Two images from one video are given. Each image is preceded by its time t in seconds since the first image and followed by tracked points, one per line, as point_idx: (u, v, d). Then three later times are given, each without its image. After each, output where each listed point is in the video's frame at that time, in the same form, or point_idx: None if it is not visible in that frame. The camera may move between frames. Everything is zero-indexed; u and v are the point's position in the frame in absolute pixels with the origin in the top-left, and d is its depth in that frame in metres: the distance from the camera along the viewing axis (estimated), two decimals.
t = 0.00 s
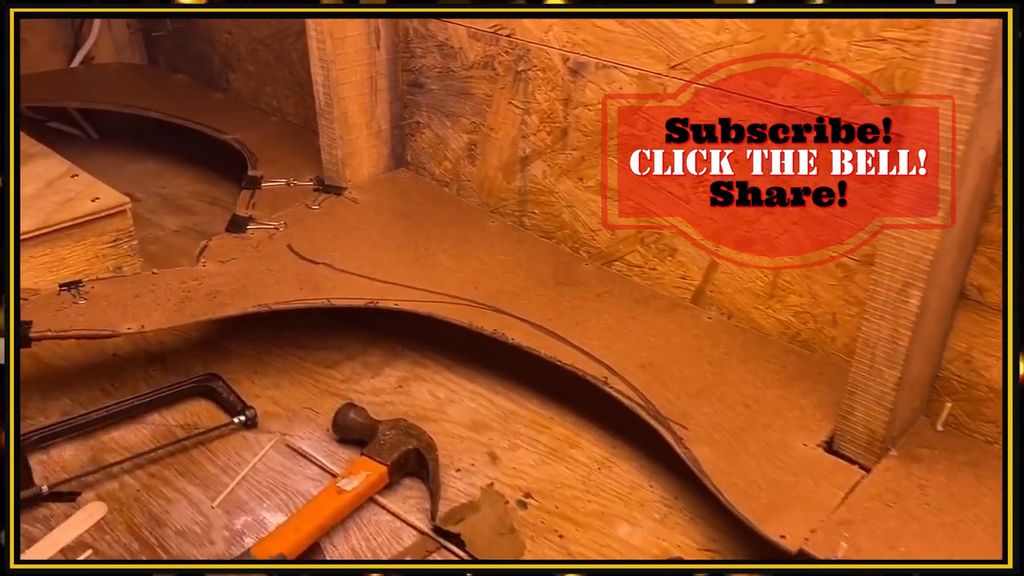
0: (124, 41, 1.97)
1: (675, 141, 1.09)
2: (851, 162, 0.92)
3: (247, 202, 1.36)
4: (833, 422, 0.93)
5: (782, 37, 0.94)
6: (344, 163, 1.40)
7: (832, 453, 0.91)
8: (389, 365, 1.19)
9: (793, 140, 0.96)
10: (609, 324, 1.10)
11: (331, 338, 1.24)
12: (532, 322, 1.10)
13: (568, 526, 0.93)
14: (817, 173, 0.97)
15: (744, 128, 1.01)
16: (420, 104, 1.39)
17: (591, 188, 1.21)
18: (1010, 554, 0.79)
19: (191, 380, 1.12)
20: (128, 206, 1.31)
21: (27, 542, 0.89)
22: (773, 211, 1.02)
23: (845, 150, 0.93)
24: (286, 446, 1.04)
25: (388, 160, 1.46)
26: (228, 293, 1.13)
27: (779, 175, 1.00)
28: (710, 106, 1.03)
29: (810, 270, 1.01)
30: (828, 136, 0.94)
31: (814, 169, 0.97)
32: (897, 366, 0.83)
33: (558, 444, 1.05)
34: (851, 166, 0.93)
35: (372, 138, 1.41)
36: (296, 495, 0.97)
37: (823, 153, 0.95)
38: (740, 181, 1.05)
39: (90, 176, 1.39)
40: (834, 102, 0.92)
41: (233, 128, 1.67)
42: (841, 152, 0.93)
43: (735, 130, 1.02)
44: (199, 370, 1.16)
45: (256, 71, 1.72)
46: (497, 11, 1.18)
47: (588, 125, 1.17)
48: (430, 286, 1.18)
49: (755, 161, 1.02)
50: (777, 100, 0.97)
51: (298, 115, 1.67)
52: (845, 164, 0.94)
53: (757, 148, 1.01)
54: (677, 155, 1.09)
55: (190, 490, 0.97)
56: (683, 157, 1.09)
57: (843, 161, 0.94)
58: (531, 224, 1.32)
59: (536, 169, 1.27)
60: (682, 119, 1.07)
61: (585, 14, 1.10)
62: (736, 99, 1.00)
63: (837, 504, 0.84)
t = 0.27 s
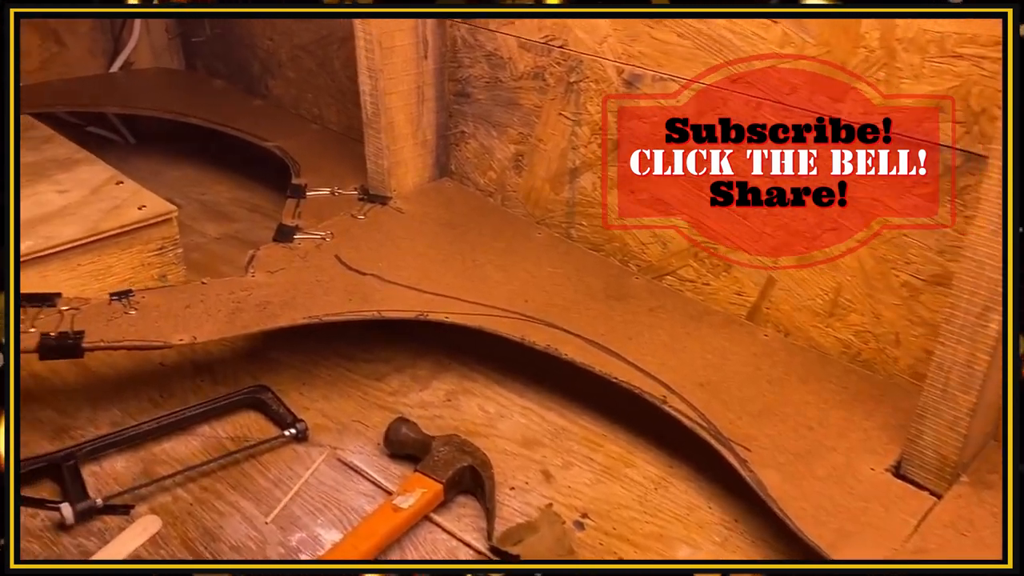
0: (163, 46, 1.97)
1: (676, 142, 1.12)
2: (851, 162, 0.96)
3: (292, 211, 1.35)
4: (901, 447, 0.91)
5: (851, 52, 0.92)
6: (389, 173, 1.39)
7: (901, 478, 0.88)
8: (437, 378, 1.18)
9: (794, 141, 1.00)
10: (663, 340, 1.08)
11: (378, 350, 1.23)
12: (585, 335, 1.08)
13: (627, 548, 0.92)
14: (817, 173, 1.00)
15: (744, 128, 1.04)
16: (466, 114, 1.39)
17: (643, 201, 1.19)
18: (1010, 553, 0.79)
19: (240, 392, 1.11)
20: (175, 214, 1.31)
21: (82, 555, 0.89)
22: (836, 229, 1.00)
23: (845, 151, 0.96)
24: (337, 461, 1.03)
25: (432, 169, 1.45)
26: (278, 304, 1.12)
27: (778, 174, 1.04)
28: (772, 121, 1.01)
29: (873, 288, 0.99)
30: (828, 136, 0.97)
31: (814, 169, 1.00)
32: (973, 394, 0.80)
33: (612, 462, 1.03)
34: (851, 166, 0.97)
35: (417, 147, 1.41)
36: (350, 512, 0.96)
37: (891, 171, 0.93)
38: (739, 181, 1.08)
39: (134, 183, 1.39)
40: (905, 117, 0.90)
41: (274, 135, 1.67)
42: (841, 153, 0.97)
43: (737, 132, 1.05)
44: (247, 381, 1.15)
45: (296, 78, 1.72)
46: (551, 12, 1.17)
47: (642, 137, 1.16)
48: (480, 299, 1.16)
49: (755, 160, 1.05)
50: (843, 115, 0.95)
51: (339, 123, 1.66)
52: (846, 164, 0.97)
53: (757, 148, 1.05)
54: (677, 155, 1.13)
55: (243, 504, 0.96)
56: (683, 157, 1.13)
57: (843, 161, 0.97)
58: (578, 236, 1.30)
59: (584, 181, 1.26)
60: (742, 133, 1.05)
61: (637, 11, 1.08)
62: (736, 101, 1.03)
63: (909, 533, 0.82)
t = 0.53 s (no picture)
0: (217, 55, 1.98)
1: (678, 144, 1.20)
2: (851, 162, 1.03)
3: (362, 222, 1.35)
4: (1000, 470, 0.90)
5: (950, 71, 0.92)
6: (457, 185, 1.39)
7: (1002, 501, 0.87)
8: (511, 392, 1.18)
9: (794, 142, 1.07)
10: (744, 357, 1.08)
11: (450, 362, 1.23)
12: (666, 352, 1.08)
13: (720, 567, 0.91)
14: (816, 173, 1.07)
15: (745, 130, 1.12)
16: (533, 126, 1.39)
17: (720, 216, 1.19)
18: (1010, 553, 0.82)
19: (318, 403, 1.11)
20: (247, 224, 1.31)
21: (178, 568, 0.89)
22: (925, 247, 0.99)
23: (845, 151, 1.03)
24: (420, 475, 1.03)
25: (496, 181, 1.45)
26: (357, 317, 1.12)
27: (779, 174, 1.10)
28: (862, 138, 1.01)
29: (963, 308, 0.99)
30: (828, 136, 1.04)
31: (814, 168, 1.07)
32: None
33: (697, 480, 1.03)
34: (851, 166, 1.03)
35: (484, 159, 1.41)
36: (438, 526, 0.96)
37: (990, 190, 0.92)
38: (739, 181, 1.15)
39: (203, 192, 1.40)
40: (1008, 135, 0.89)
41: (334, 145, 1.68)
42: (842, 153, 1.03)
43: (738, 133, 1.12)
44: (324, 393, 1.15)
45: (355, 88, 1.73)
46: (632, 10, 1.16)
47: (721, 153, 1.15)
48: (557, 313, 1.16)
49: (755, 161, 1.12)
50: (938, 134, 0.94)
51: (398, 133, 1.67)
52: (845, 164, 1.04)
53: (757, 149, 1.12)
54: (678, 156, 1.20)
55: (332, 517, 0.96)
56: (684, 159, 1.20)
57: (843, 161, 1.04)
58: (648, 250, 1.30)
59: (657, 195, 1.25)
60: (829, 150, 1.04)
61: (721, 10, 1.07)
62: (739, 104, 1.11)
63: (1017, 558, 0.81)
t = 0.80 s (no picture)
0: (280, 63, 1.99)
1: (680, 146, 1.30)
2: (851, 162, 1.11)
3: (444, 233, 1.36)
4: None
5: None
6: (536, 197, 1.39)
7: None
8: (600, 404, 1.18)
9: (794, 143, 1.17)
10: (842, 373, 1.08)
11: (536, 373, 1.24)
12: (763, 366, 1.09)
13: None
14: (816, 173, 1.15)
15: (746, 131, 1.21)
16: (613, 139, 1.39)
17: (810, 231, 1.19)
18: (1010, 553, 0.88)
19: (412, 414, 1.12)
20: (333, 234, 1.33)
21: None
22: None
23: (845, 151, 1.12)
24: (521, 487, 1.03)
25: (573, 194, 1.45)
26: (452, 328, 1.13)
27: (778, 174, 1.20)
28: (967, 156, 1.01)
29: None
30: (828, 136, 1.13)
31: (814, 168, 1.15)
32: None
33: (797, 496, 1.03)
34: (851, 166, 1.12)
35: (563, 172, 1.41)
36: (544, 539, 0.96)
37: None
38: (740, 181, 1.25)
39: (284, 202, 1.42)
40: None
41: (403, 155, 1.70)
42: (842, 153, 1.12)
43: (740, 135, 1.22)
44: (416, 404, 1.16)
45: (422, 99, 1.74)
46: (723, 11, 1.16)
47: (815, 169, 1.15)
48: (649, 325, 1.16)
49: (755, 161, 1.22)
50: None
51: (466, 144, 1.68)
52: (846, 164, 1.12)
53: (757, 149, 1.21)
54: (679, 157, 1.30)
55: (439, 528, 0.97)
56: (685, 159, 1.30)
57: (843, 161, 1.12)
58: (731, 263, 1.30)
59: (743, 210, 1.26)
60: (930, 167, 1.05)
61: (833, 10, 1.06)
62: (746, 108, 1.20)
63: None
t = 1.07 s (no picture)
0: (336, 73, 2.01)
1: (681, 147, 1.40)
2: (852, 163, 1.20)
3: (516, 244, 1.38)
4: None
5: None
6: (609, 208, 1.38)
7: None
8: (677, 415, 1.19)
9: (794, 144, 1.26)
10: (925, 387, 1.09)
11: (611, 384, 1.25)
12: (845, 379, 1.10)
13: None
14: (817, 172, 1.24)
15: (746, 131, 1.31)
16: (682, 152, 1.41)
17: (887, 245, 1.20)
18: (1010, 554, 0.96)
19: (494, 423, 1.14)
20: (407, 244, 1.35)
21: None
22: None
23: (846, 151, 1.20)
24: (608, 495, 1.05)
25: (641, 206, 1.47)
26: (535, 337, 1.14)
27: (778, 173, 1.29)
28: None
29: None
30: (828, 136, 1.21)
31: (815, 168, 1.24)
32: None
33: (883, 508, 1.03)
34: (851, 165, 1.20)
35: (632, 183, 1.43)
36: (636, 547, 0.97)
37: None
38: (740, 181, 1.35)
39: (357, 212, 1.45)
40: None
41: (465, 166, 1.72)
42: (842, 153, 1.21)
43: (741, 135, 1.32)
44: (497, 412, 1.17)
45: (481, 110, 1.76)
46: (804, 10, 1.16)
47: (895, 183, 1.16)
48: (727, 337, 1.17)
49: (755, 161, 1.32)
50: None
51: (526, 155, 1.69)
52: (846, 164, 1.21)
53: (758, 149, 1.30)
54: (679, 157, 1.41)
55: (532, 536, 0.98)
56: (685, 159, 1.41)
57: (843, 161, 1.21)
58: (803, 275, 1.31)
59: (817, 223, 1.27)
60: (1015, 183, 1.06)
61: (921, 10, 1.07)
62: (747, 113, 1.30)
63: None
